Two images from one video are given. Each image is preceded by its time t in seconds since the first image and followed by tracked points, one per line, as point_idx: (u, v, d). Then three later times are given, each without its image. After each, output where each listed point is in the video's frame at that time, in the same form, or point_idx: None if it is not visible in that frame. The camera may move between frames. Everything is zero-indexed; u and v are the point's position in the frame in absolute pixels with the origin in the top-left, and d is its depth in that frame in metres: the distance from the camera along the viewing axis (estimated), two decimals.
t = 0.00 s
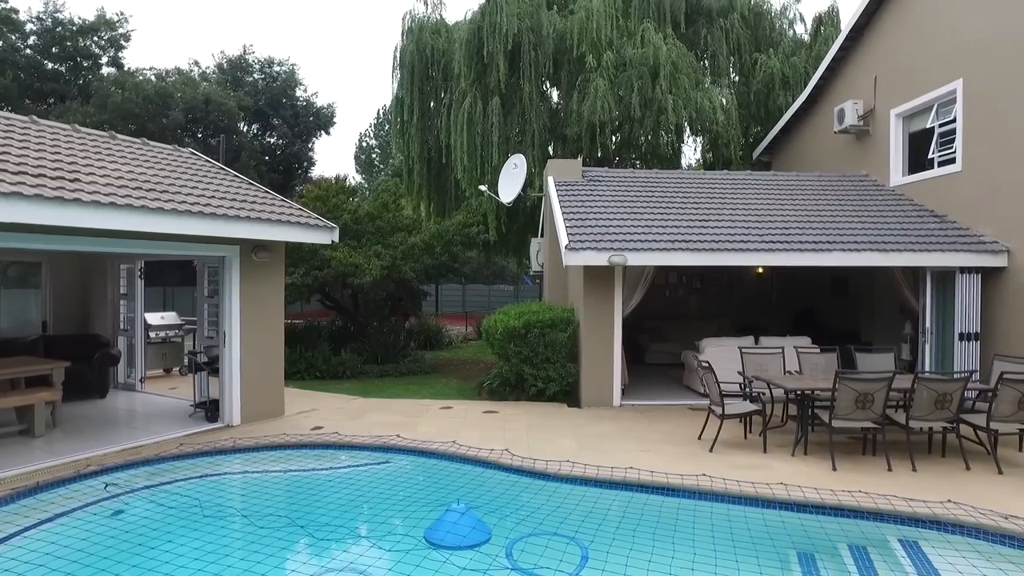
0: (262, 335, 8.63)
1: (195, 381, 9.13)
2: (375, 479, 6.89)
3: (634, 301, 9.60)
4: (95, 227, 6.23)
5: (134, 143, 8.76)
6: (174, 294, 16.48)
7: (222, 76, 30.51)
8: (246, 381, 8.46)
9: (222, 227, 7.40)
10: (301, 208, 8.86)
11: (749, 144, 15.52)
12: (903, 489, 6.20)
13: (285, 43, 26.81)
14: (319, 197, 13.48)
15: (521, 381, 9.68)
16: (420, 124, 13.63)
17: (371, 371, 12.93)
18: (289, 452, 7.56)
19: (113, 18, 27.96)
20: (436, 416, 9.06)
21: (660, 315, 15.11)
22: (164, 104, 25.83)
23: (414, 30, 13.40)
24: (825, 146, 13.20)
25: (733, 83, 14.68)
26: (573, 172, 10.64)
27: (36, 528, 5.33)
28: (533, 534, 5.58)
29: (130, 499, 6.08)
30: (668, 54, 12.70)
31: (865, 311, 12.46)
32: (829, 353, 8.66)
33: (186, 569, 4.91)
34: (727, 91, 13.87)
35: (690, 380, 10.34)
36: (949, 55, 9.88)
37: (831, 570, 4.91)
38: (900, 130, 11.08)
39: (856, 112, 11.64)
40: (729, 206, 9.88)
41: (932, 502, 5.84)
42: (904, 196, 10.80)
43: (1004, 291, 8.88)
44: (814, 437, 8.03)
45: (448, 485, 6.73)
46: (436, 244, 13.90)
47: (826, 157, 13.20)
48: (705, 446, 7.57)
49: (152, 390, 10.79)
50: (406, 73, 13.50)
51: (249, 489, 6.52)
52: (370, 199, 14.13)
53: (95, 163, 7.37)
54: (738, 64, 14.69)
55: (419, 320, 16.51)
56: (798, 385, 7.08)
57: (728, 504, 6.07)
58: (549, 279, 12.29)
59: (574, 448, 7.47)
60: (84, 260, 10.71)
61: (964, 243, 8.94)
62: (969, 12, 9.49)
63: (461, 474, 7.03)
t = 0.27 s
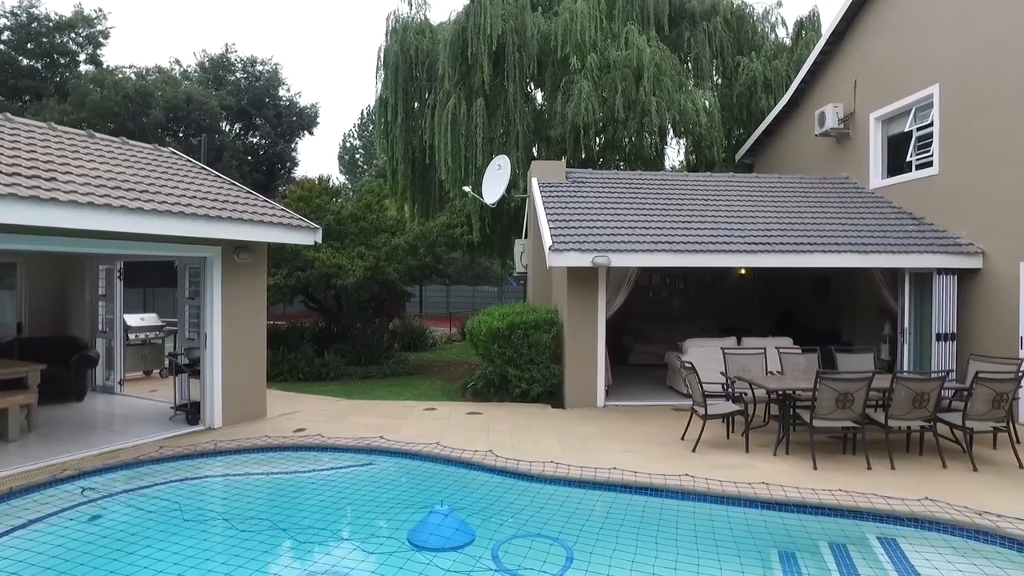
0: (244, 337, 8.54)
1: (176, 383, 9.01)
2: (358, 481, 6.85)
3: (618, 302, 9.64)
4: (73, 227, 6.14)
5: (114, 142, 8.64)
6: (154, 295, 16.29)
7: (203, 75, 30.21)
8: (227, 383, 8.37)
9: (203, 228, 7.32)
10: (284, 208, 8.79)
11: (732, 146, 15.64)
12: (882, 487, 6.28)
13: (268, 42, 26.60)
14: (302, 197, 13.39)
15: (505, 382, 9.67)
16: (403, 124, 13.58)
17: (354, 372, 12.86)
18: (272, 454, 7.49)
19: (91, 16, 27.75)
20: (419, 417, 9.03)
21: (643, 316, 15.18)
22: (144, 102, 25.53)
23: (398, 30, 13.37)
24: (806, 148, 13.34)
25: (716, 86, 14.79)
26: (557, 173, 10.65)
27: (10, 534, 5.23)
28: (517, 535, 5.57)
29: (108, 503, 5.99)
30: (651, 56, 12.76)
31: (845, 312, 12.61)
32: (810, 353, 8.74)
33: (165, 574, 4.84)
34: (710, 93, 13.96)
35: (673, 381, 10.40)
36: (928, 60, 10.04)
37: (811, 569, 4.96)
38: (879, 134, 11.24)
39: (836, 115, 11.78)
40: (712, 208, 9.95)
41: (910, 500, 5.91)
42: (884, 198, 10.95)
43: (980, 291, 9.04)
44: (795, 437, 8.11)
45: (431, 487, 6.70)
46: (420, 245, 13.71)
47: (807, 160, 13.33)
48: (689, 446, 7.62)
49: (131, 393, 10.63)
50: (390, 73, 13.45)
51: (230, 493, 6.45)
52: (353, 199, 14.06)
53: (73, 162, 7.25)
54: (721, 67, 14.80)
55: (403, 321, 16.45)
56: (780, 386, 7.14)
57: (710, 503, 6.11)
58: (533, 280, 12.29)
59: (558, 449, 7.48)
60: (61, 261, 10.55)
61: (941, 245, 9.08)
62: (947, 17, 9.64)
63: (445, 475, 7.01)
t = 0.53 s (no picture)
0: (225, 338, 8.45)
1: (156, 386, 8.88)
2: (341, 483, 6.81)
3: (602, 303, 9.66)
4: (50, 228, 6.04)
5: (92, 141, 8.52)
6: (134, 296, 16.12)
7: (185, 74, 29.92)
8: (208, 386, 8.27)
9: (183, 228, 7.23)
10: (267, 209, 8.72)
11: (715, 148, 15.75)
12: (862, 486, 6.35)
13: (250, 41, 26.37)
14: (285, 197, 13.29)
15: (490, 383, 9.66)
16: (388, 125, 13.54)
17: (338, 374, 12.78)
18: (254, 457, 7.42)
19: (68, 12, 27.24)
20: (403, 419, 8.99)
21: (627, 317, 15.24)
22: (124, 101, 25.23)
23: (382, 30, 13.34)
24: (788, 151, 13.48)
25: (699, 88, 14.90)
26: (541, 174, 10.66)
27: None
28: (502, 537, 5.56)
29: (85, 508, 5.90)
30: (635, 58, 12.82)
31: (827, 313, 12.74)
32: (792, 354, 8.82)
33: None
34: (693, 96, 14.05)
35: (657, 381, 10.44)
36: (907, 64, 10.18)
37: (793, 567, 4.99)
38: (859, 136, 11.39)
39: (818, 118, 11.91)
40: (695, 209, 10.01)
41: (889, 498, 5.99)
42: (863, 200, 11.08)
43: (957, 292, 9.18)
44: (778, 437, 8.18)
45: (415, 489, 6.68)
46: (404, 246, 13.52)
47: (790, 162, 13.45)
48: (672, 447, 7.65)
49: (110, 395, 10.48)
50: (374, 74, 13.40)
51: (212, 496, 6.37)
52: (337, 200, 13.98)
53: (51, 161, 7.14)
54: (705, 70, 14.91)
55: (387, 322, 16.39)
56: (762, 386, 7.19)
57: (693, 503, 6.14)
58: (517, 281, 12.30)
59: (542, 450, 7.48)
60: (38, 261, 10.38)
61: (919, 247, 9.21)
62: (926, 22, 9.77)
63: (429, 477, 6.98)
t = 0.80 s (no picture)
0: (207, 341, 8.37)
1: (137, 388, 8.76)
2: (325, 486, 6.76)
3: (587, 305, 9.69)
4: (27, 228, 5.94)
5: (71, 140, 8.39)
6: (115, 298, 15.93)
7: (167, 72, 29.61)
8: (190, 388, 8.18)
9: (165, 228, 7.15)
10: (250, 209, 8.64)
11: (699, 151, 15.86)
12: (844, 485, 6.42)
13: (234, 40, 26.15)
14: (268, 198, 13.19)
15: (475, 385, 9.65)
16: (373, 125, 13.50)
17: (322, 376, 12.70)
18: (236, 460, 7.35)
19: (46, 8, 26.67)
20: (388, 421, 8.95)
21: (612, 319, 15.30)
22: (104, 99, 24.93)
23: (367, 30, 13.30)
24: (771, 154, 13.60)
25: (683, 91, 14.99)
26: (525, 176, 10.68)
27: None
28: (486, 539, 5.55)
29: (63, 513, 5.80)
30: (620, 61, 12.87)
31: (809, 314, 12.88)
32: (774, 355, 8.90)
33: None
34: (677, 98, 14.14)
35: (642, 382, 10.49)
36: (887, 68, 10.31)
37: (776, 567, 5.03)
38: (841, 139, 11.51)
39: (800, 121, 12.03)
40: (679, 211, 10.06)
41: (870, 497, 6.06)
42: (845, 203, 11.21)
43: (936, 293, 9.31)
44: (761, 437, 8.24)
45: (400, 491, 6.65)
46: (388, 247, 13.39)
47: (773, 164, 13.57)
48: (656, 447, 7.69)
49: (89, 398, 10.33)
50: (359, 74, 13.35)
51: (193, 499, 6.30)
52: (321, 201, 13.90)
53: (28, 159, 7.02)
54: (689, 72, 15.01)
55: (372, 324, 16.32)
56: (746, 387, 7.25)
57: (677, 504, 6.17)
58: (502, 282, 12.29)
59: (528, 451, 7.48)
60: (15, 262, 10.21)
61: (900, 249, 9.34)
62: (906, 27, 9.92)
63: (413, 479, 6.96)
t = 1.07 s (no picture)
0: (191, 343, 8.28)
1: (118, 391, 8.62)
2: (310, 489, 6.71)
3: (573, 306, 9.70)
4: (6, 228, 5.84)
5: (51, 139, 8.27)
6: (96, 300, 15.73)
7: (149, 71, 29.29)
8: (173, 391, 8.08)
9: (147, 229, 7.07)
10: (234, 210, 8.57)
11: (685, 153, 15.94)
12: (827, 485, 6.47)
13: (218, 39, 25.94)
14: (253, 199, 13.08)
15: (461, 386, 9.63)
16: (358, 126, 13.45)
17: (307, 378, 12.61)
18: (219, 463, 7.27)
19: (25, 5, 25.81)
20: (373, 423, 8.90)
21: (597, 320, 15.34)
22: (85, 98, 24.62)
23: (353, 31, 13.25)
24: (755, 156, 13.72)
25: (669, 93, 15.07)
26: (511, 177, 10.68)
27: None
28: (473, 541, 5.54)
29: (42, 519, 5.71)
30: (606, 63, 12.91)
31: (793, 315, 12.99)
32: (759, 356, 8.96)
33: None
34: (663, 100, 14.21)
35: (627, 383, 10.52)
36: (869, 72, 10.43)
37: (760, 566, 5.06)
38: (824, 142, 11.62)
39: (784, 124, 12.13)
40: (665, 213, 10.11)
41: (853, 496, 6.11)
42: (828, 205, 11.33)
43: (917, 294, 9.42)
44: (746, 438, 8.29)
45: (385, 493, 6.61)
46: (374, 248, 13.34)
47: (757, 167, 13.67)
48: (642, 448, 7.71)
49: (68, 401, 10.18)
50: (344, 75, 13.29)
51: (176, 503, 6.23)
52: (306, 201, 13.81)
53: (8, 159, 6.91)
54: (674, 75, 15.09)
55: (357, 325, 16.24)
56: (730, 388, 7.29)
57: (663, 504, 6.19)
58: (488, 284, 12.28)
59: (513, 453, 7.48)
60: None
61: (882, 251, 9.45)
62: (887, 32, 10.04)
63: (399, 481, 6.92)
